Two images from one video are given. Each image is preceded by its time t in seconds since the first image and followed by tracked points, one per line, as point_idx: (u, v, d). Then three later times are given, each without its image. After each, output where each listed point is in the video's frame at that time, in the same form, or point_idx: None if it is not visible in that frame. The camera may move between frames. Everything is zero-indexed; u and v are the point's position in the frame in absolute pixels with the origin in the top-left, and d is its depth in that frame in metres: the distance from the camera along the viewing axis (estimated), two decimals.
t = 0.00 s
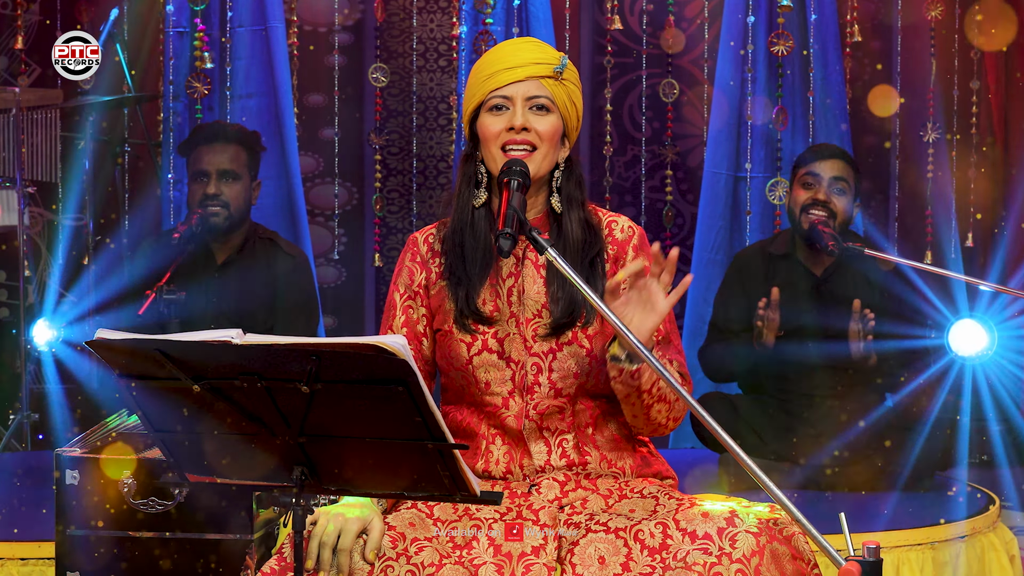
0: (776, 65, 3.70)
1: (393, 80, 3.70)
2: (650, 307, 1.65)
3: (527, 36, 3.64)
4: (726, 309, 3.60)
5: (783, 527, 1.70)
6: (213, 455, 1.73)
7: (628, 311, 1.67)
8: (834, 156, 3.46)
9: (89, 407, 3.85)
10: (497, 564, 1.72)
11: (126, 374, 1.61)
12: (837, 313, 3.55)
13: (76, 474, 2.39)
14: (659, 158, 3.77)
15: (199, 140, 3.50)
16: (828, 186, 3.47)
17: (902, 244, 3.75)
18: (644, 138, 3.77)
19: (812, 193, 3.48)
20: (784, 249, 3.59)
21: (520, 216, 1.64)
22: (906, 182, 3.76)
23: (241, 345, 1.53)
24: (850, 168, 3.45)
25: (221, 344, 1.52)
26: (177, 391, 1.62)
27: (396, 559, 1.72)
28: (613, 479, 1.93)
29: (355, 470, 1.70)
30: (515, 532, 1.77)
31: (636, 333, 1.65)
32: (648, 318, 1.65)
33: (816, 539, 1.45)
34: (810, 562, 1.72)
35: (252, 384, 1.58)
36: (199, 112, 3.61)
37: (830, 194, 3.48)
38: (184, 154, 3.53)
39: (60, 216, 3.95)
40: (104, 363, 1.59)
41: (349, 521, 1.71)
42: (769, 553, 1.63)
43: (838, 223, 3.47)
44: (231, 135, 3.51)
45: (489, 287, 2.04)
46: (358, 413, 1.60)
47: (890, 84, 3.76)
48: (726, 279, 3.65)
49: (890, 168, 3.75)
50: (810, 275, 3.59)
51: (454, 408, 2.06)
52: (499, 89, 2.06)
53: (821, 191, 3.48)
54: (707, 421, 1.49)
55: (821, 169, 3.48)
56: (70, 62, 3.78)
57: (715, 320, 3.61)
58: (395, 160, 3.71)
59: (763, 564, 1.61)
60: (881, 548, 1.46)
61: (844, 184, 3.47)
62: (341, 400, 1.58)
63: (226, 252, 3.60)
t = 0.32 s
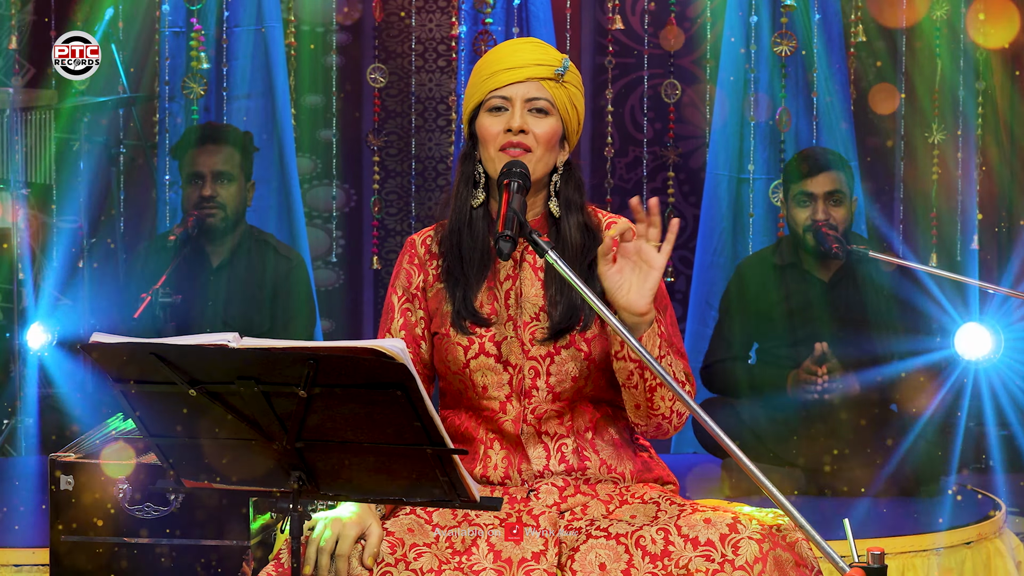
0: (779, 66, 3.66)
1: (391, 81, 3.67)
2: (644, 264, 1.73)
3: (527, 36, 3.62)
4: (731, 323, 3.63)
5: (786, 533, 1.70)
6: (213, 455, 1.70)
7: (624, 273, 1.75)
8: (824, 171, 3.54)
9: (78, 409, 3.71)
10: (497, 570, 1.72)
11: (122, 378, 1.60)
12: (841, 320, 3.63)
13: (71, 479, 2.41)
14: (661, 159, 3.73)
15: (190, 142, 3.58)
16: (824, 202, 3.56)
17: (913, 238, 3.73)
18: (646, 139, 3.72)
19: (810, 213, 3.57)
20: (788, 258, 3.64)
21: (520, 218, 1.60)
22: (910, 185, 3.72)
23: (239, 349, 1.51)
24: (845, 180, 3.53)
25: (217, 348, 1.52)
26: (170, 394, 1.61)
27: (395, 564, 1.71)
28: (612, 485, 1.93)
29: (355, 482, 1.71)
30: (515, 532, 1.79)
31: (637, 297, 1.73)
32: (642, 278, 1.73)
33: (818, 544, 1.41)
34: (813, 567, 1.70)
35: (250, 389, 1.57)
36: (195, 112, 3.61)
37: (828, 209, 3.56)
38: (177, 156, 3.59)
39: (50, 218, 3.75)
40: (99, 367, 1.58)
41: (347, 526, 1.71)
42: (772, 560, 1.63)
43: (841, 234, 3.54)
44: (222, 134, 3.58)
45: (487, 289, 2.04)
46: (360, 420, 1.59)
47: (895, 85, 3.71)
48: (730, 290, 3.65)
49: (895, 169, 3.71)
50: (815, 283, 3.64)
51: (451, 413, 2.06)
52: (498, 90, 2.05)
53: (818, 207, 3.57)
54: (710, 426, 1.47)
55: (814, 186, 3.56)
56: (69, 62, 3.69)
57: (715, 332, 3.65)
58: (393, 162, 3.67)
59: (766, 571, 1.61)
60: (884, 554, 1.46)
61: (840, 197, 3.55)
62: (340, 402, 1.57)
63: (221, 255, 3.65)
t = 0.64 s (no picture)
0: (783, 66, 3.62)
1: (390, 82, 3.64)
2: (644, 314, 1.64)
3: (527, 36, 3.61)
4: (737, 328, 3.59)
5: (789, 538, 1.67)
6: (213, 455, 1.67)
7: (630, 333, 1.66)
8: (821, 162, 3.51)
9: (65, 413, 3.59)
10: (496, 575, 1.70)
11: (117, 381, 1.58)
12: (848, 322, 3.57)
13: (65, 484, 2.36)
14: (663, 161, 3.69)
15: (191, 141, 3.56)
16: (825, 192, 3.51)
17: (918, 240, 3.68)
18: (648, 141, 3.69)
19: (811, 204, 3.53)
20: (794, 259, 3.60)
21: (520, 220, 1.58)
22: (915, 187, 3.68)
23: (236, 353, 1.50)
24: (844, 170, 3.50)
25: (212, 351, 1.50)
26: (163, 396, 1.58)
27: (394, 569, 1.69)
28: (610, 490, 1.89)
29: (350, 488, 1.67)
30: (516, 532, 1.78)
31: (653, 347, 1.67)
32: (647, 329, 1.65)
33: (824, 552, 1.36)
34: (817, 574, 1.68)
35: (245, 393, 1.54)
36: (191, 114, 3.58)
37: (828, 199, 3.52)
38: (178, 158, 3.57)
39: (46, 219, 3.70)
40: (94, 371, 1.56)
41: (345, 533, 1.70)
42: (774, 565, 1.61)
43: (844, 227, 3.50)
44: (219, 137, 3.56)
45: (481, 292, 2.03)
46: (357, 424, 1.56)
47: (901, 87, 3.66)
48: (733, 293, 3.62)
49: (900, 172, 3.66)
50: (820, 284, 3.59)
51: (448, 417, 2.03)
52: (504, 93, 2.02)
53: (819, 198, 3.52)
54: (713, 432, 1.42)
55: (813, 177, 3.52)
56: (69, 62, 3.65)
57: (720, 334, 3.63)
58: (392, 163, 3.63)
59: None
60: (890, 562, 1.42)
61: (839, 186, 3.51)
62: (336, 408, 1.55)
63: (219, 257, 3.61)
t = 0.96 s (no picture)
0: (786, 66, 3.58)
1: (389, 82, 3.60)
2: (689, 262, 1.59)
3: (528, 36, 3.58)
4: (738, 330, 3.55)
5: (792, 541, 1.64)
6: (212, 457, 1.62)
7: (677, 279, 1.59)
8: (823, 164, 3.44)
9: (65, 419, 3.60)
10: None
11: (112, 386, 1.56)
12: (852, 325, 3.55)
13: (60, 490, 2.31)
14: (664, 162, 3.66)
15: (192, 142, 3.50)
16: (826, 195, 3.46)
17: (921, 242, 3.65)
18: (649, 142, 3.66)
19: (814, 207, 3.47)
20: (799, 263, 3.54)
21: (521, 222, 1.55)
22: (919, 188, 3.65)
23: (232, 356, 1.47)
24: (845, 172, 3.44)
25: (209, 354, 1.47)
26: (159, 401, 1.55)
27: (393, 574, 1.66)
28: (607, 496, 1.86)
29: (346, 492, 1.64)
30: (515, 532, 1.77)
31: (691, 296, 1.61)
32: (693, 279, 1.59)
33: (826, 557, 1.32)
34: None
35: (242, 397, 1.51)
36: (186, 114, 3.53)
37: (830, 201, 3.47)
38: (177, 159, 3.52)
39: (42, 221, 3.67)
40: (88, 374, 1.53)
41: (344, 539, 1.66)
42: (777, 569, 1.58)
43: (848, 229, 3.44)
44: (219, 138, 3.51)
45: (476, 298, 1.99)
46: (354, 430, 1.54)
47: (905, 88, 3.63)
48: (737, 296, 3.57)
49: (904, 174, 3.64)
50: (825, 286, 3.55)
51: (444, 421, 2.01)
52: (506, 88, 1.99)
53: (821, 200, 3.47)
54: (720, 442, 1.37)
55: (813, 180, 3.46)
56: (69, 62, 3.59)
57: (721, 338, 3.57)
58: (390, 164, 3.61)
59: None
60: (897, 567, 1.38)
61: (840, 188, 3.46)
62: (333, 414, 1.52)
63: (216, 261, 3.57)
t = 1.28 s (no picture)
0: (790, 66, 3.56)
1: (387, 83, 3.57)
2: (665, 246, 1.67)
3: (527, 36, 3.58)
4: (743, 331, 3.50)
5: (793, 543, 1.63)
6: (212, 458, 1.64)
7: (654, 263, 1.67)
8: (830, 160, 3.40)
9: (59, 425, 3.54)
10: None
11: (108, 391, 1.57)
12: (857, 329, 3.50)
13: (54, 495, 2.26)
14: (666, 163, 3.63)
15: (187, 144, 3.43)
16: (831, 190, 3.41)
17: (926, 245, 3.61)
18: (650, 143, 3.62)
19: (817, 201, 3.42)
20: (803, 262, 3.49)
21: (520, 224, 1.52)
22: (925, 189, 3.61)
23: (228, 359, 1.47)
24: (851, 168, 3.39)
25: (206, 358, 1.47)
26: (153, 404, 1.57)
27: None
28: (608, 501, 1.83)
29: (344, 492, 1.64)
30: (516, 533, 1.76)
31: (670, 280, 1.67)
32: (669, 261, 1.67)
33: (830, 562, 1.34)
34: None
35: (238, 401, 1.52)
36: (183, 116, 3.51)
37: (835, 196, 3.42)
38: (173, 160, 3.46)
39: (37, 224, 3.60)
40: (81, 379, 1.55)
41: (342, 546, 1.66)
42: (779, 572, 1.56)
43: (851, 227, 3.42)
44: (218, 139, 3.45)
45: (477, 301, 1.97)
46: (354, 436, 1.55)
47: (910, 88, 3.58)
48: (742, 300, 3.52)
49: (908, 175, 3.59)
50: (830, 288, 3.49)
51: (443, 425, 1.98)
52: (507, 89, 1.97)
53: (825, 195, 3.42)
54: (719, 443, 1.36)
55: (820, 175, 3.42)
56: (69, 62, 3.54)
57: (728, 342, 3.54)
58: (389, 166, 3.57)
59: None
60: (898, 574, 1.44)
61: (847, 184, 3.41)
62: (329, 420, 1.53)
63: (212, 263, 3.52)
